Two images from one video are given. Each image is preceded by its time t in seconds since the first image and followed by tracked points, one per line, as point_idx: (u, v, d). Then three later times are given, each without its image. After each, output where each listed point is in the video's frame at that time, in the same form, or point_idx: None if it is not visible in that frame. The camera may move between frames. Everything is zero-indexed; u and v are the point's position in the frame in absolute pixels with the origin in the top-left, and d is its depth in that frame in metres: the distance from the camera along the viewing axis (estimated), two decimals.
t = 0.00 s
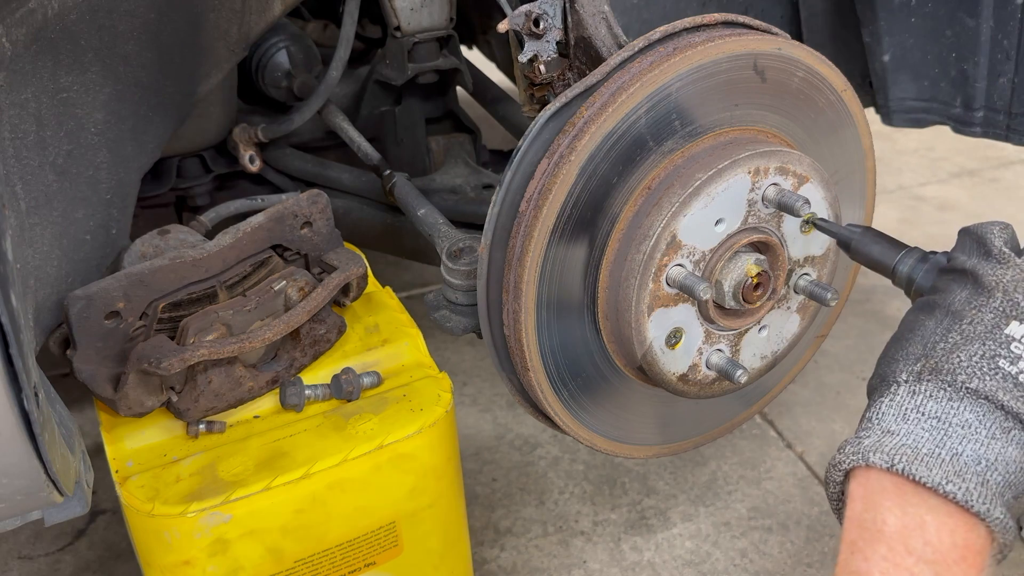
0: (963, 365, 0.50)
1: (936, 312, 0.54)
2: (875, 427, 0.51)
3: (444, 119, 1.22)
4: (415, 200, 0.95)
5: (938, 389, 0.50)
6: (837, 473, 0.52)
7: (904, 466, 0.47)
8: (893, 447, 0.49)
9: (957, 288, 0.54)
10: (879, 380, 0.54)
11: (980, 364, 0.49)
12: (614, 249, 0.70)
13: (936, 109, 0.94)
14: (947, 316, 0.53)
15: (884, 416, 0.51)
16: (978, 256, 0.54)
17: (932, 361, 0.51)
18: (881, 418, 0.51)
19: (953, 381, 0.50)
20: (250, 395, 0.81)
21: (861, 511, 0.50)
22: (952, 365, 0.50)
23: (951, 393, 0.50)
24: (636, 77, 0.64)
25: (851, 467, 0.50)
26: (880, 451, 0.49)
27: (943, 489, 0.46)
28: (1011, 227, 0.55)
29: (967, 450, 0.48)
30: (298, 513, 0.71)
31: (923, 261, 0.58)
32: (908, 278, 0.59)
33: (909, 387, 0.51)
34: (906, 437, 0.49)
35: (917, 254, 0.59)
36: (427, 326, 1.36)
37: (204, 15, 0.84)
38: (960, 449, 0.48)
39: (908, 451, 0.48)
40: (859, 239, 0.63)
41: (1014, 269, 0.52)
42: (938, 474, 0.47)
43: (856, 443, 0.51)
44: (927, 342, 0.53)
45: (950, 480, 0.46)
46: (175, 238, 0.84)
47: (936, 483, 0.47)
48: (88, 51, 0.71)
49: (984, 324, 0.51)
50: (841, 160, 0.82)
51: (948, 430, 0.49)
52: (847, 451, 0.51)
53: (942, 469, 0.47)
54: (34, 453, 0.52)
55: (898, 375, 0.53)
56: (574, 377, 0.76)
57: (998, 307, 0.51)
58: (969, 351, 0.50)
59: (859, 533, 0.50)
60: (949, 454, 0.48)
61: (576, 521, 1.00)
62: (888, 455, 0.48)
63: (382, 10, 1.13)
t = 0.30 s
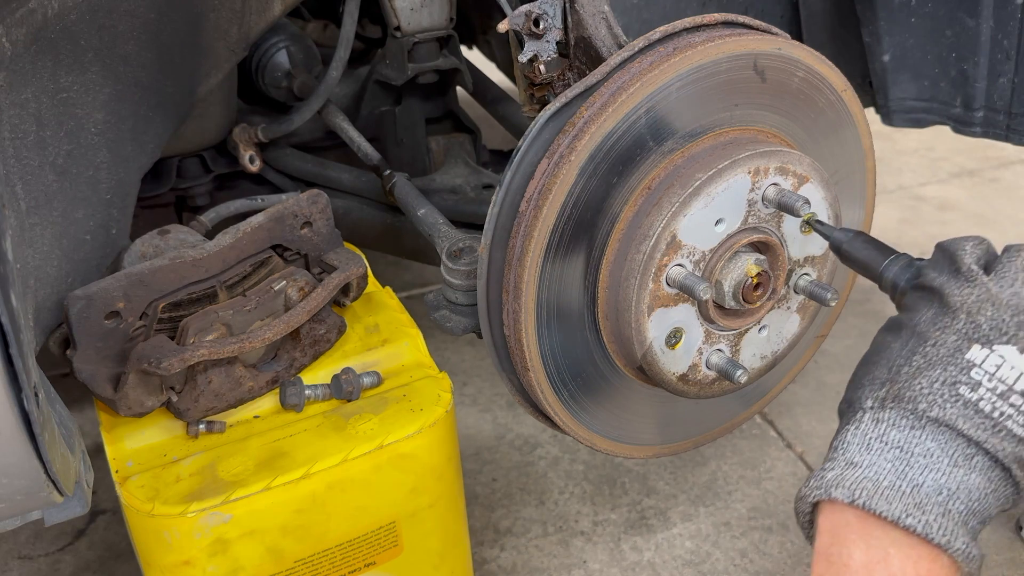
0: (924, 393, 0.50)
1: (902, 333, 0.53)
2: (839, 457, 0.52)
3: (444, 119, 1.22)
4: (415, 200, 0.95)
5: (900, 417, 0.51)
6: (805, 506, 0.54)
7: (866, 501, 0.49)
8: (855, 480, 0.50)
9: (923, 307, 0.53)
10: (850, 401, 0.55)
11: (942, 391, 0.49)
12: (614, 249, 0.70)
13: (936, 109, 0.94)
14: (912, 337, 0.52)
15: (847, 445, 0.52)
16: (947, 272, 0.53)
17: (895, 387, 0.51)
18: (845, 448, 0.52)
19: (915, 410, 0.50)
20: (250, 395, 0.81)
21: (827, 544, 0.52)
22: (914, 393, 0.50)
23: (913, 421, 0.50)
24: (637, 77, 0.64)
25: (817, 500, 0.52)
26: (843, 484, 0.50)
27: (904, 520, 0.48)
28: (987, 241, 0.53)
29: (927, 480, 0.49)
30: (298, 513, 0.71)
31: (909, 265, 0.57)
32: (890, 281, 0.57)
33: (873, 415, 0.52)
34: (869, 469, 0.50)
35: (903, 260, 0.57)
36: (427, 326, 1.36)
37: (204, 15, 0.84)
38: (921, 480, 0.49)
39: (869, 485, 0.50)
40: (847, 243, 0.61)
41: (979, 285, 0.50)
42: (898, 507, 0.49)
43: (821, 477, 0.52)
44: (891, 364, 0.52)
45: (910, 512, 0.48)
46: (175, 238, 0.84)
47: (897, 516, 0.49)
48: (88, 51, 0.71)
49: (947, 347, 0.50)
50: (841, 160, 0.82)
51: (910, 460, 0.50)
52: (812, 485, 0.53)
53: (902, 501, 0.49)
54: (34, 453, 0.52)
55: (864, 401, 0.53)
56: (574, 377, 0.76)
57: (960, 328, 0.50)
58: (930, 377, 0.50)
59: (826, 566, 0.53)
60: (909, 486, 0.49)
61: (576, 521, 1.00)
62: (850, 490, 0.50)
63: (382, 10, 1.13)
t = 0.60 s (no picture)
0: (901, 346, 0.48)
1: (886, 294, 0.51)
2: (815, 415, 0.50)
3: (444, 119, 1.22)
4: (415, 200, 0.95)
5: (876, 372, 0.49)
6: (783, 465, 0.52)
7: (834, 457, 0.47)
8: (826, 436, 0.48)
9: (908, 267, 0.51)
10: (833, 364, 0.53)
11: (918, 342, 0.48)
12: (614, 250, 0.70)
13: (936, 109, 0.94)
14: (895, 296, 0.50)
15: (823, 404, 0.50)
16: (938, 238, 0.51)
17: (874, 343, 0.50)
18: (822, 405, 0.50)
19: (892, 363, 0.48)
20: (250, 396, 0.81)
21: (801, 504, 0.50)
22: (892, 347, 0.49)
23: (890, 375, 0.48)
24: (637, 77, 0.64)
25: (793, 459, 0.51)
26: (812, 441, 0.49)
27: (873, 476, 0.46)
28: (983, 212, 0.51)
29: (899, 436, 0.47)
30: (298, 513, 0.71)
31: (897, 250, 0.55)
32: (880, 268, 0.56)
33: (851, 371, 0.50)
34: (841, 425, 0.49)
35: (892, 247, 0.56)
36: (427, 326, 1.36)
37: (204, 15, 0.84)
38: (893, 436, 0.47)
39: (838, 441, 0.48)
40: (840, 237, 0.60)
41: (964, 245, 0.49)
42: (867, 461, 0.47)
43: (795, 436, 0.51)
44: (871, 322, 0.51)
45: (879, 466, 0.46)
46: (175, 238, 0.84)
47: (866, 471, 0.47)
48: (88, 51, 0.71)
49: (926, 297, 0.48)
50: (841, 160, 0.82)
51: (883, 415, 0.48)
52: (787, 444, 0.51)
53: (872, 456, 0.47)
54: (34, 453, 0.52)
55: (844, 361, 0.51)
56: (574, 377, 0.76)
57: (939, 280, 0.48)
58: (907, 330, 0.48)
59: (799, 529, 0.51)
60: (880, 443, 0.47)
61: (576, 522, 1.00)
62: (819, 446, 0.48)
63: (382, 10, 1.13)
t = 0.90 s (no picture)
0: (922, 340, 0.52)
1: (904, 290, 0.55)
2: (831, 404, 0.53)
3: (444, 119, 1.22)
4: (415, 200, 0.95)
5: (894, 364, 0.52)
6: (793, 451, 0.55)
7: (850, 444, 0.50)
8: (842, 424, 0.51)
9: (928, 264, 0.55)
10: (847, 352, 0.56)
11: (941, 338, 0.52)
12: (614, 250, 0.70)
13: (936, 109, 0.94)
14: (914, 291, 0.54)
15: (840, 393, 0.53)
16: (959, 237, 0.56)
17: (893, 336, 0.53)
18: (838, 393, 0.54)
19: (911, 356, 0.52)
20: (250, 395, 0.81)
21: (812, 491, 0.53)
22: (911, 340, 0.52)
23: (908, 369, 0.52)
24: (636, 77, 0.64)
25: (805, 445, 0.53)
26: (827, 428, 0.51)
27: (889, 465, 0.49)
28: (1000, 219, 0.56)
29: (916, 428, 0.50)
30: (298, 513, 0.71)
31: (908, 250, 0.59)
32: (890, 268, 0.59)
33: (868, 361, 0.54)
34: (857, 414, 0.52)
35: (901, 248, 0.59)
36: (427, 326, 1.36)
37: (204, 14, 0.84)
38: (909, 428, 0.50)
39: (855, 429, 0.51)
40: (845, 236, 0.64)
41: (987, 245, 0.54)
42: (884, 451, 0.49)
43: (810, 422, 0.53)
44: (890, 316, 0.55)
45: (895, 457, 0.49)
46: (175, 238, 0.84)
47: (882, 460, 0.49)
48: (88, 52, 0.71)
49: (949, 294, 0.53)
50: (841, 160, 0.82)
51: (900, 406, 0.51)
52: (801, 430, 0.54)
53: (888, 447, 0.50)
54: (34, 452, 0.52)
55: (860, 350, 0.55)
56: (574, 377, 0.76)
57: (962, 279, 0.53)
58: (930, 325, 0.52)
59: (808, 515, 0.54)
60: (897, 434, 0.50)
61: (576, 521, 1.00)
62: (835, 433, 0.51)
63: (382, 10, 1.13)
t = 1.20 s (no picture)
0: (903, 330, 0.56)
1: (892, 259, 0.59)
2: (821, 376, 0.57)
3: (446, 119, 1.22)
4: (417, 200, 0.95)
5: (878, 346, 0.56)
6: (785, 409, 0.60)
7: (833, 420, 0.55)
8: (828, 400, 0.56)
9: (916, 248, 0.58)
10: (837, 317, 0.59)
11: (917, 331, 0.56)
12: (615, 250, 0.70)
13: (939, 109, 0.94)
14: (902, 269, 0.57)
15: (831, 367, 0.57)
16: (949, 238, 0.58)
17: (881, 317, 0.56)
18: (828, 366, 0.57)
19: (895, 339, 0.55)
20: (252, 396, 0.81)
21: (804, 447, 0.60)
22: (896, 325, 0.56)
23: (889, 355, 0.56)
24: (639, 77, 0.64)
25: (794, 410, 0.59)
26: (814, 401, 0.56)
27: (868, 442, 0.54)
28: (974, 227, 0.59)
29: (890, 409, 0.55)
30: (300, 513, 0.71)
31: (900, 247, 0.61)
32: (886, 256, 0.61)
33: (857, 339, 0.57)
34: (843, 390, 0.56)
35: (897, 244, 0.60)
36: (429, 326, 1.36)
37: (206, 15, 0.84)
38: (887, 405, 0.55)
39: (838, 406, 0.55)
40: (845, 237, 0.63)
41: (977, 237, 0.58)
42: (862, 430, 0.54)
43: (801, 391, 0.58)
44: (877, 290, 0.57)
45: (873, 435, 0.54)
46: (177, 238, 0.84)
47: (861, 437, 0.55)
48: (90, 52, 0.71)
49: (930, 285, 0.56)
50: (844, 161, 0.82)
51: (881, 387, 0.55)
52: (792, 398, 0.59)
53: (866, 425, 0.55)
54: (36, 453, 0.52)
55: (851, 321, 0.58)
56: (576, 378, 0.76)
57: (943, 270, 0.57)
58: (909, 315, 0.56)
59: (802, 468, 0.60)
60: (876, 410, 0.55)
61: (578, 522, 1.00)
62: (821, 408, 0.56)
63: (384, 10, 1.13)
